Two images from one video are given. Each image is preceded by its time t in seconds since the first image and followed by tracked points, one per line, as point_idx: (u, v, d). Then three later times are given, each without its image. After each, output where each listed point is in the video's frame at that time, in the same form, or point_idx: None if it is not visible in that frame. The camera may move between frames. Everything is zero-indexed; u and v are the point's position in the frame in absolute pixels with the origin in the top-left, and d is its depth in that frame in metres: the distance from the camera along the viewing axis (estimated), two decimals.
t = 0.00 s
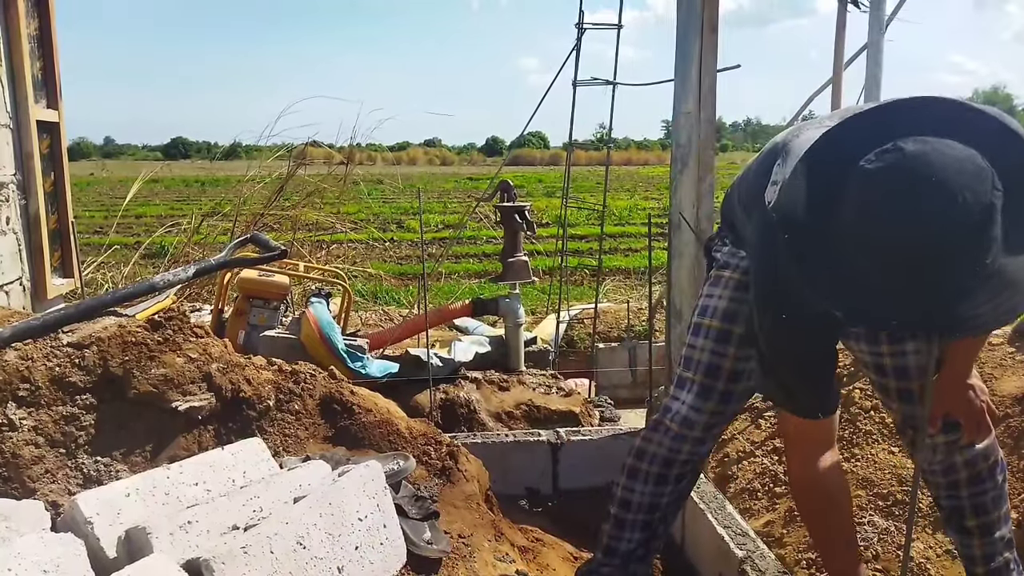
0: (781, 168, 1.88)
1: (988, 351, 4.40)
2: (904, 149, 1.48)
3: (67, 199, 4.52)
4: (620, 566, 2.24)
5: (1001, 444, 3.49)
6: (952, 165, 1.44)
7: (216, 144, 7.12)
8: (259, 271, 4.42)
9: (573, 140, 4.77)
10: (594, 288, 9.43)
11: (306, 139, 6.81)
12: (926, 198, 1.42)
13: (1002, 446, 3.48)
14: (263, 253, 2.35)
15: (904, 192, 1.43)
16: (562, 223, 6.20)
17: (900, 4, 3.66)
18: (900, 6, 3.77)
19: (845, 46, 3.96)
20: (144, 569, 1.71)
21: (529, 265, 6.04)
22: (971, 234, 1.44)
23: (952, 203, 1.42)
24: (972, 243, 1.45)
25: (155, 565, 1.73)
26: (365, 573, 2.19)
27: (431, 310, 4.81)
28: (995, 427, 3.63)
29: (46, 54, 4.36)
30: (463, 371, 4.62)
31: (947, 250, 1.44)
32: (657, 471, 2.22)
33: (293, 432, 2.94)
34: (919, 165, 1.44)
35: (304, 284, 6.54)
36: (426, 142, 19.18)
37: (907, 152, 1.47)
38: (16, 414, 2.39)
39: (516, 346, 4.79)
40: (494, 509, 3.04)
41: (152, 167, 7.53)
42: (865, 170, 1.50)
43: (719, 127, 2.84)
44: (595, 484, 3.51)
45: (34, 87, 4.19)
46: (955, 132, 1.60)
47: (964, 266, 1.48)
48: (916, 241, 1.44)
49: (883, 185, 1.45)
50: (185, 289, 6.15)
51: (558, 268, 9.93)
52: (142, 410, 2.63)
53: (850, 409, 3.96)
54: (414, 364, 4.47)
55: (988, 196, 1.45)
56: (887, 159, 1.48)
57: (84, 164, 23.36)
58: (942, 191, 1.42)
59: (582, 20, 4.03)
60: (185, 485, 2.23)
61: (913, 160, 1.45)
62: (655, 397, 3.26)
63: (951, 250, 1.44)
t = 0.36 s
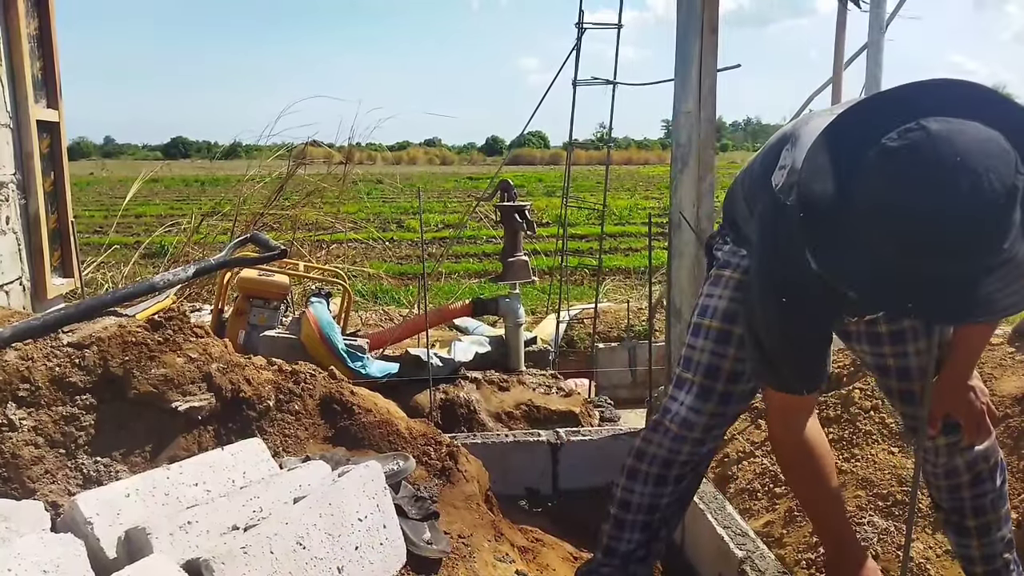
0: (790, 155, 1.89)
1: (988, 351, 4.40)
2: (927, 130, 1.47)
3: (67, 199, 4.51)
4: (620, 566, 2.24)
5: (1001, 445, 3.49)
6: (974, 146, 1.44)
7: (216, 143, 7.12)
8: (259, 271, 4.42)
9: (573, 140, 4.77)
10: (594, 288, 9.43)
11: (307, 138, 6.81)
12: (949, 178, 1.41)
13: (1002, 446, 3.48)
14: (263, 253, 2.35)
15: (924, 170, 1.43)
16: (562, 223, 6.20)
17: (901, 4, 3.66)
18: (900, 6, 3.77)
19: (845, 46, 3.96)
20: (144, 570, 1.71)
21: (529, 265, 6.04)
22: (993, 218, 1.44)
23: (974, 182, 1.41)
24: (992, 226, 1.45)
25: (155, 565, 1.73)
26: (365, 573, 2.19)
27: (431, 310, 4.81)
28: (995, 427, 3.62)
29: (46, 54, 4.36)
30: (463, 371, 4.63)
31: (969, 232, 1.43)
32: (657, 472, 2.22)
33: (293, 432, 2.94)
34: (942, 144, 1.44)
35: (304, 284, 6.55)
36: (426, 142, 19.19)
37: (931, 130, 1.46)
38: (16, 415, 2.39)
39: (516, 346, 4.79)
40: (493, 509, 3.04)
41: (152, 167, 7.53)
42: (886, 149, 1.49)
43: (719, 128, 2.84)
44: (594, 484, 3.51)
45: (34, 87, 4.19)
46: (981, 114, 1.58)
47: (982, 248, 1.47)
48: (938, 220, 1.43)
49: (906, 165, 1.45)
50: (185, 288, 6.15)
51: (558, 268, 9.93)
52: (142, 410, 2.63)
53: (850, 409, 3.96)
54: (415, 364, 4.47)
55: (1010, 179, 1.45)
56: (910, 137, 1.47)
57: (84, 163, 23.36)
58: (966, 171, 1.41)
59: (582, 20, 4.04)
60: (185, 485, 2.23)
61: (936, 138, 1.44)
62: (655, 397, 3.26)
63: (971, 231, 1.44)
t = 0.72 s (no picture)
0: (791, 152, 1.88)
1: (988, 351, 4.39)
2: (934, 131, 1.45)
3: (67, 199, 4.51)
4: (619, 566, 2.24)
5: (1001, 445, 3.49)
6: (979, 148, 1.42)
7: (217, 143, 7.12)
8: (260, 271, 4.42)
9: (573, 140, 4.76)
10: (594, 288, 9.42)
11: (307, 138, 6.81)
12: (952, 181, 1.40)
13: (1002, 446, 3.48)
14: (263, 253, 2.34)
15: (927, 173, 1.41)
16: (562, 223, 6.20)
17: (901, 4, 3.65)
18: (900, 6, 3.77)
19: (846, 46, 3.96)
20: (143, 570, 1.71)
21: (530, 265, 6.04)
22: (997, 221, 1.42)
23: (978, 185, 1.40)
24: (997, 228, 1.43)
25: (154, 565, 1.73)
26: (365, 573, 2.19)
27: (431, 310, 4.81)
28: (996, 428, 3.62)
29: (46, 54, 4.35)
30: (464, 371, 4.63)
31: (972, 235, 1.42)
32: (656, 471, 2.22)
33: (293, 432, 2.93)
34: (948, 146, 1.42)
35: (304, 284, 6.55)
36: (426, 141, 19.19)
37: (937, 132, 1.44)
38: (15, 415, 2.39)
39: (516, 346, 4.79)
40: (494, 509, 3.04)
41: (152, 167, 7.53)
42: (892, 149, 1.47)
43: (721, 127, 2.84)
44: (595, 485, 3.51)
45: (34, 87, 4.19)
46: (984, 113, 1.57)
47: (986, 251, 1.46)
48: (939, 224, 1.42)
49: (910, 167, 1.43)
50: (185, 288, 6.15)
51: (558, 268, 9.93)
52: (142, 410, 2.63)
53: (850, 409, 3.96)
54: (415, 364, 4.47)
55: (1015, 182, 1.43)
56: (915, 138, 1.45)
57: (84, 163, 23.36)
58: (971, 173, 1.40)
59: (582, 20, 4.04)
60: (185, 485, 2.23)
61: (942, 140, 1.43)
62: (655, 397, 3.26)
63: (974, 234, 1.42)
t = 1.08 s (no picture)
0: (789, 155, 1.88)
1: (988, 351, 4.40)
2: (914, 156, 1.43)
3: (67, 199, 4.52)
4: (620, 567, 2.24)
5: (1001, 444, 3.49)
6: (959, 173, 1.39)
7: (217, 144, 7.12)
8: (260, 271, 4.42)
9: (573, 140, 4.77)
10: (594, 288, 9.42)
11: (307, 138, 6.81)
12: (926, 205, 1.37)
13: (1002, 446, 3.48)
14: (263, 253, 2.35)
15: (901, 197, 1.40)
16: (562, 223, 6.20)
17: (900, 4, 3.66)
18: (899, 7, 3.78)
19: (845, 46, 3.96)
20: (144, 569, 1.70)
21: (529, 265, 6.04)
22: (975, 247, 1.38)
23: (954, 211, 1.37)
24: (976, 255, 1.39)
25: (155, 565, 1.73)
26: (365, 572, 2.19)
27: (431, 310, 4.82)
28: (996, 427, 3.62)
29: (46, 54, 4.36)
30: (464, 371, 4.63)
31: (948, 260, 1.39)
32: (656, 471, 2.22)
33: (293, 432, 2.93)
34: (926, 169, 1.40)
35: (304, 284, 6.55)
36: (426, 141, 19.19)
37: (917, 158, 1.42)
38: (16, 415, 2.39)
39: (516, 346, 4.79)
40: (494, 509, 3.04)
41: (152, 167, 7.53)
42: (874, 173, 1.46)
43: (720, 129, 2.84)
44: (594, 484, 3.51)
45: (34, 87, 4.19)
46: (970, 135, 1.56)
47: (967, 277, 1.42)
48: (915, 250, 1.40)
49: (888, 191, 1.42)
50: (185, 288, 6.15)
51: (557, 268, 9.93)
52: (142, 410, 2.63)
53: (850, 408, 3.97)
54: (415, 364, 4.47)
55: (994, 208, 1.39)
56: (895, 164, 1.43)
57: (83, 163, 23.34)
58: (948, 198, 1.37)
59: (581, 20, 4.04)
60: (185, 485, 2.23)
61: (922, 166, 1.40)
62: (654, 396, 3.26)
63: (951, 261, 1.39)
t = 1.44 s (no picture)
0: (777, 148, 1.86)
1: (988, 351, 4.40)
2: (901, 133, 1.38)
3: (67, 199, 4.52)
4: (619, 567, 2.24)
5: (1001, 444, 3.49)
6: (938, 155, 1.34)
7: (217, 143, 7.12)
8: (259, 271, 4.42)
9: (573, 140, 4.76)
10: (594, 288, 9.42)
11: (307, 138, 6.81)
12: (910, 176, 1.31)
13: (1002, 446, 3.48)
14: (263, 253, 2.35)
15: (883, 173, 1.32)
16: (562, 222, 6.20)
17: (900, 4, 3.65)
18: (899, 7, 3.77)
19: (845, 46, 3.96)
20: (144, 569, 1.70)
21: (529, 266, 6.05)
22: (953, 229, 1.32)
23: (933, 192, 1.30)
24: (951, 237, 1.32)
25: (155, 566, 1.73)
26: (365, 572, 2.19)
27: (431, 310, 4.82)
28: (995, 427, 3.62)
29: (46, 54, 4.36)
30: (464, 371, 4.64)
31: (926, 238, 1.31)
32: (654, 470, 2.22)
33: (293, 432, 2.93)
34: (907, 147, 1.34)
35: (304, 284, 6.56)
36: (426, 141, 19.19)
37: (903, 133, 1.37)
38: (15, 415, 2.39)
39: (516, 346, 4.79)
40: (493, 509, 3.04)
41: (152, 167, 7.53)
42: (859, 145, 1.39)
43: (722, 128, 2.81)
44: (594, 485, 3.50)
45: (34, 88, 4.19)
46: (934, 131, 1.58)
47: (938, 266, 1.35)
48: (896, 221, 1.31)
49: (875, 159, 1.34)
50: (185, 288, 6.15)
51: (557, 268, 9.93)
52: (143, 410, 2.63)
53: (850, 408, 3.97)
54: (415, 364, 4.48)
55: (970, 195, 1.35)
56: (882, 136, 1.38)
57: (83, 162, 23.33)
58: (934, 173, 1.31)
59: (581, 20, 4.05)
60: (185, 485, 2.23)
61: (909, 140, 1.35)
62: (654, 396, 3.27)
63: (924, 240, 1.31)
